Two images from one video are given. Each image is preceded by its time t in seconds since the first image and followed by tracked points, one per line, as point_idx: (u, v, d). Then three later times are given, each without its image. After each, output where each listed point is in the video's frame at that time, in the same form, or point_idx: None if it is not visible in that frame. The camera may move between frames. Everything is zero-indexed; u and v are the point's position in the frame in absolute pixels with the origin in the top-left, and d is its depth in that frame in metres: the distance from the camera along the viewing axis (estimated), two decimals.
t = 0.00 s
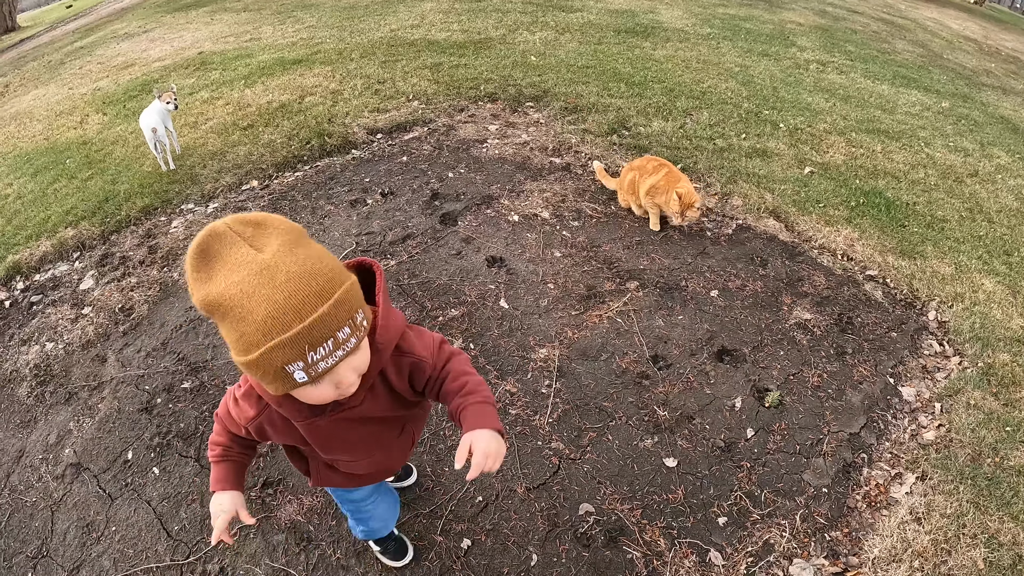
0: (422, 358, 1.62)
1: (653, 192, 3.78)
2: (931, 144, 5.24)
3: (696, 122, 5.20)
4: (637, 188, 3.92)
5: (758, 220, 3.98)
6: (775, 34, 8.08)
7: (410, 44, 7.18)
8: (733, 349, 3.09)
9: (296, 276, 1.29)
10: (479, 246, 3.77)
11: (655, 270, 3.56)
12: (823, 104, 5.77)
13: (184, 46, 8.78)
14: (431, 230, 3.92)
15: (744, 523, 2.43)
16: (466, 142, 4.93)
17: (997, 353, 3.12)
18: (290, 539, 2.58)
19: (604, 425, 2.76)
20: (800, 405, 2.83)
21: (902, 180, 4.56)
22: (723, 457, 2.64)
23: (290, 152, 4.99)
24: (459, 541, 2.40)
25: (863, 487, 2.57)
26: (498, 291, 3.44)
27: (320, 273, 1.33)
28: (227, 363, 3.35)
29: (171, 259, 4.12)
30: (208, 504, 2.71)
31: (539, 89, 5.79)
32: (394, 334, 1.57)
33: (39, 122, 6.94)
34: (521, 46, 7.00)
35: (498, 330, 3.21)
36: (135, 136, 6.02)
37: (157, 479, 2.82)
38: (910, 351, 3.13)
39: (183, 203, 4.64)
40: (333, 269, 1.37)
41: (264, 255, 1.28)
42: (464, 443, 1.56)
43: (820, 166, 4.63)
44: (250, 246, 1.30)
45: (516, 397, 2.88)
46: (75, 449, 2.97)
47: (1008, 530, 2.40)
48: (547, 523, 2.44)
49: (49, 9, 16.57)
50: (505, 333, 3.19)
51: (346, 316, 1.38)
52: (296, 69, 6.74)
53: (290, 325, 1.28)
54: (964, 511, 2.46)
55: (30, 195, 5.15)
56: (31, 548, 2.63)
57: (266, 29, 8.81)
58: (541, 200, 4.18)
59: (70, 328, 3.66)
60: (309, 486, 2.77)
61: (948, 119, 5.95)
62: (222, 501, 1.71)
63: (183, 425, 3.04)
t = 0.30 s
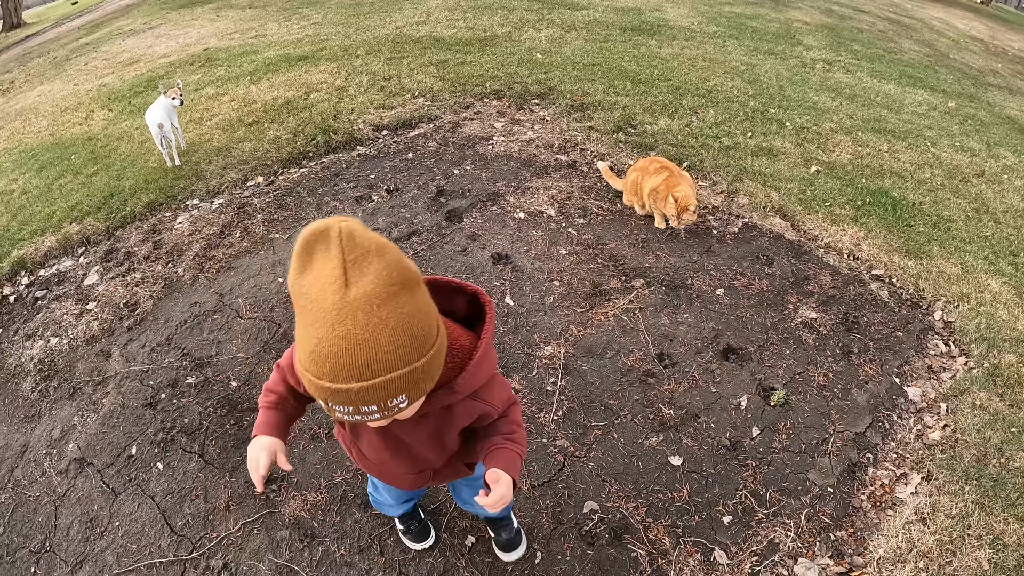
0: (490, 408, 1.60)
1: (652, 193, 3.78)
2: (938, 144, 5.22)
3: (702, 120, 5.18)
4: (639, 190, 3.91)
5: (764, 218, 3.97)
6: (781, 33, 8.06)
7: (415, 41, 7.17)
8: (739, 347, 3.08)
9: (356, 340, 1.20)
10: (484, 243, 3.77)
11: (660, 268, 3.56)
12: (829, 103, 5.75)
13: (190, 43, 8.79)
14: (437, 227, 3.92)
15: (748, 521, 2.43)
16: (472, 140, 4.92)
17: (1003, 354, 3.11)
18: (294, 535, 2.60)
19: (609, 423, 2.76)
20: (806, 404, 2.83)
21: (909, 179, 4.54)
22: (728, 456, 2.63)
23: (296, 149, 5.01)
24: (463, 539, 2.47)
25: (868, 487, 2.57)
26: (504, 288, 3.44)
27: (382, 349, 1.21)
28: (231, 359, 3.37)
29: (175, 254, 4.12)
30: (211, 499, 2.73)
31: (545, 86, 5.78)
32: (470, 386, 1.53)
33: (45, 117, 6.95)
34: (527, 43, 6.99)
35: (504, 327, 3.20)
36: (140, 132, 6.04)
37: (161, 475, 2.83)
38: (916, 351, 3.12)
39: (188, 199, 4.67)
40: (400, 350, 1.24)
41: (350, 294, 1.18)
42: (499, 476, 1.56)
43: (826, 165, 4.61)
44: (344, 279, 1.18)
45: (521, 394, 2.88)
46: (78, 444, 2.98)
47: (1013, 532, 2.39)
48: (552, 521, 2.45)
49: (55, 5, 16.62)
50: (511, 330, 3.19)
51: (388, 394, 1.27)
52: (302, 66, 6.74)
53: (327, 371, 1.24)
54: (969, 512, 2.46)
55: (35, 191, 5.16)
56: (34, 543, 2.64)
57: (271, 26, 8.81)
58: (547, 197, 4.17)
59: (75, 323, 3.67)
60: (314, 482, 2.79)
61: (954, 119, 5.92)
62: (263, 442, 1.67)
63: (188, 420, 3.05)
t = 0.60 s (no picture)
0: (483, 389, 1.50)
1: (666, 192, 3.80)
2: (952, 149, 5.20)
3: (716, 121, 5.20)
4: (652, 190, 3.93)
5: (777, 219, 3.98)
6: (797, 35, 8.04)
7: (432, 39, 7.22)
8: (750, 347, 3.11)
9: (341, 252, 1.33)
10: (498, 238, 3.81)
11: (673, 268, 3.58)
12: (843, 106, 5.74)
13: (207, 37, 8.89)
14: (451, 222, 3.97)
15: (756, 519, 2.46)
16: (487, 137, 4.96)
17: (1014, 359, 3.11)
18: (305, 523, 2.65)
19: (620, 419, 2.79)
20: (815, 404, 2.85)
21: (922, 183, 4.53)
22: (737, 454, 2.66)
23: (312, 143, 5.09)
24: (472, 530, 2.58)
25: (876, 488, 2.59)
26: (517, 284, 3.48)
27: (349, 273, 1.31)
28: (245, 349, 3.43)
29: (191, 245, 4.20)
30: (223, 487, 2.79)
31: (560, 85, 5.82)
32: (462, 355, 1.50)
33: (63, 109, 7.06)
34: (542, 42, 7.02)
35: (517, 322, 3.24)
36: (157, 124, 6.12)
37: (173, 461, 2.89)
38: (926, 355, 3.13)
39: (204, 191, 4.75)
40: (364, 280, 1.30)
41: (355, 222, 1.32)
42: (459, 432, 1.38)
43: (840, 168, 4.62)
44: (361, 209, 1.33)
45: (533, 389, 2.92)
46: (92, 430, 3.05)
47: (1019, 536, 2.41)
48: (561, 514, 2.48)
49: None
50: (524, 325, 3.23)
51: (339, 315, 1.36)
52: (319, 62, 6.81)
53: (313, 277, 1.39)
54: (976, 515, 2.48)
55: (53, 180, 5.26)
56: (46, 526, 2.69)
57: (288, 22, 8.89)
58: (561, 195, 4.21)
59: (90, 311, 3.75)
60: (325, 471, 2.84)
61: (969, 124, 5.90)
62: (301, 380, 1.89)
63: (201, 408, 3.12)
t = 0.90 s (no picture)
0: (454, 343, 1.56)
1: (687, 192, 3.86)
2: (973, 157, 5.20)
3: (739, 124, 5.24)
4: (674, 189, 3.99)
5: (797, 222, 4.03)
6: (820, 41, 8.04)
7: (456, 37, 7.32)
8: (767, 346, 3.16)
9: (314, 207, 1.46)
10: (521, 234, 3.89)
11: (693, 267, 3.64)
12: (865, 113, 5.75)
13: (233, 32, 9.05)
14: (475, 217, 4.05)
15: (770, 514, 2.51)
16: (511, 134, 5.05)
17: None
18: (325, 504, 2.73)
19: (638, 412, 2.86)
20: (831, 404, 2.90)
21: (942, 191, 4.54)
22: (753, 449, 2.72)
23: (338, 137, 5.26)
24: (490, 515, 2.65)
25: (889, 487, 2.64)
26: (540, 278, 3.56)
27: (314, 224, 1.43)
28: (270, 334, 3.54)
29: (218, 233, 4.33)
30: (245, 467, 2.89)
31: (584, 85, 5.89)
32: (430, 310, 1.57)
33: (91, 99, 7.25)
34: (566, 43, 7.09)
35: (538, 315, 3.32)
36: (184, 115, 6.28)
37: (196, 441, 3.00)
38: (943, 359, 3.16)
39: (231, 180, 4.89)
40: (327, 234, 1.42)
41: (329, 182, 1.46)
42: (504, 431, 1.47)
43: (860, 173, 4.65)
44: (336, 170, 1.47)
45: (553, 380, 3.00)
46: (115, 409, 3.18)
47: None
48: (578, 503, 2.55)
49: None
50: (545, 318, 3.31)
51: (304, 261, 1.48)
52: (345, 57, 6.94)
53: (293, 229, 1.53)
54: (988, 518, 2.52)
55: (81, 167, 5.42)
56: (67, 501, 2.82)
57: (314, 18, 9.04)
58: (584, 193, 4.28)
59: (116, 294, 3.88)
60: (346, 455, 2.93)
61: (991, 133, 5.88)
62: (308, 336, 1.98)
63: (225, 391, 3.22)
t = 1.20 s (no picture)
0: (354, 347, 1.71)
1: (708, 192, 3.99)
2: (992, 167, 5.25)
3: (760, 129, 5.34)
4: (695, 189, 4.11)
5: (815, 224, 4.13)
6: (843, 49, 8.09)
7: (483, 38, 7.50)
8: (783, 341, 3.27)
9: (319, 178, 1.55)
10: (546, 229, 4.04)
11: (713, 264, 3.76)
12: (885, 120, 5.82)
13: (262, 28, 9.30)
14: (502, 212, 4.21)
15: (783, 501, 2.62)
16: (537, 134, 5.20)
17: None
18: (353, 478, 2.82)
19: (657, 399, 2.99)
20: (843, 398, 3.00)
21: (960, 199, 4.61)
22: (767, 438, 2.84)
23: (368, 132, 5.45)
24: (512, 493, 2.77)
25: (899, 480, 2.74)
26: (564, 271, 3.70)
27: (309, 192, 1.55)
28: (302, 318, 3.71)
29: (251, 221, 4.53)
30: (276, 442, 3.02)
31: (608, 88, 6.02)
32: (358, 312, 1.68)
33: (123, 90, 7.51)
34: (591, 46, 7.23)
35: (562, 306, 3.47)
36: (216, 108, 6.51)
37: (229, 416, 3.15)
38: (955, 360, 3.25)
39: (263, 171, 5.09)
40: (310, 208, 1.54)
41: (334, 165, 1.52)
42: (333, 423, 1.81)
43: (879, 179, 4.73)
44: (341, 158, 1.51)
45: (575, 367, 3.14)
46: (148, 386, 3.34)
47: None
48: (598, 483, 2.67)
49: None
50: (569, 309, 3.45)
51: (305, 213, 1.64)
52: (374, 56, 7.13)
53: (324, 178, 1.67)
54: (995, 512, 2.61)
55: (115, 156, 5.65)
56: (100, 472, 2.95)
57: (342, 17, 9.26)
58: (607, 192, 4.42)
59: (150, 277, 4.08)
60: (375, 432, 3.03)
61: (1012, 143, 5.92)
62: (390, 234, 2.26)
63: (257, 369, 3.39)
